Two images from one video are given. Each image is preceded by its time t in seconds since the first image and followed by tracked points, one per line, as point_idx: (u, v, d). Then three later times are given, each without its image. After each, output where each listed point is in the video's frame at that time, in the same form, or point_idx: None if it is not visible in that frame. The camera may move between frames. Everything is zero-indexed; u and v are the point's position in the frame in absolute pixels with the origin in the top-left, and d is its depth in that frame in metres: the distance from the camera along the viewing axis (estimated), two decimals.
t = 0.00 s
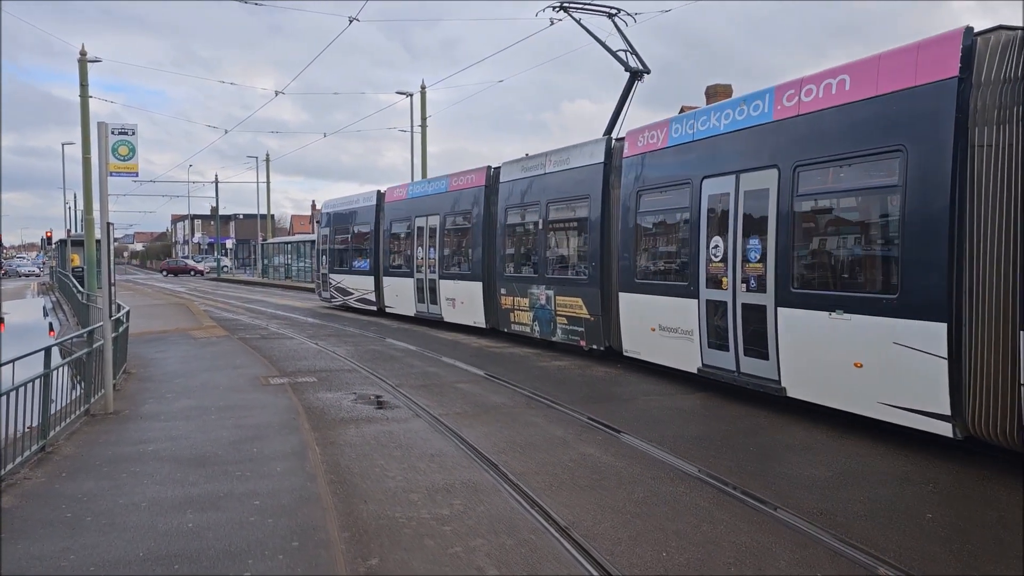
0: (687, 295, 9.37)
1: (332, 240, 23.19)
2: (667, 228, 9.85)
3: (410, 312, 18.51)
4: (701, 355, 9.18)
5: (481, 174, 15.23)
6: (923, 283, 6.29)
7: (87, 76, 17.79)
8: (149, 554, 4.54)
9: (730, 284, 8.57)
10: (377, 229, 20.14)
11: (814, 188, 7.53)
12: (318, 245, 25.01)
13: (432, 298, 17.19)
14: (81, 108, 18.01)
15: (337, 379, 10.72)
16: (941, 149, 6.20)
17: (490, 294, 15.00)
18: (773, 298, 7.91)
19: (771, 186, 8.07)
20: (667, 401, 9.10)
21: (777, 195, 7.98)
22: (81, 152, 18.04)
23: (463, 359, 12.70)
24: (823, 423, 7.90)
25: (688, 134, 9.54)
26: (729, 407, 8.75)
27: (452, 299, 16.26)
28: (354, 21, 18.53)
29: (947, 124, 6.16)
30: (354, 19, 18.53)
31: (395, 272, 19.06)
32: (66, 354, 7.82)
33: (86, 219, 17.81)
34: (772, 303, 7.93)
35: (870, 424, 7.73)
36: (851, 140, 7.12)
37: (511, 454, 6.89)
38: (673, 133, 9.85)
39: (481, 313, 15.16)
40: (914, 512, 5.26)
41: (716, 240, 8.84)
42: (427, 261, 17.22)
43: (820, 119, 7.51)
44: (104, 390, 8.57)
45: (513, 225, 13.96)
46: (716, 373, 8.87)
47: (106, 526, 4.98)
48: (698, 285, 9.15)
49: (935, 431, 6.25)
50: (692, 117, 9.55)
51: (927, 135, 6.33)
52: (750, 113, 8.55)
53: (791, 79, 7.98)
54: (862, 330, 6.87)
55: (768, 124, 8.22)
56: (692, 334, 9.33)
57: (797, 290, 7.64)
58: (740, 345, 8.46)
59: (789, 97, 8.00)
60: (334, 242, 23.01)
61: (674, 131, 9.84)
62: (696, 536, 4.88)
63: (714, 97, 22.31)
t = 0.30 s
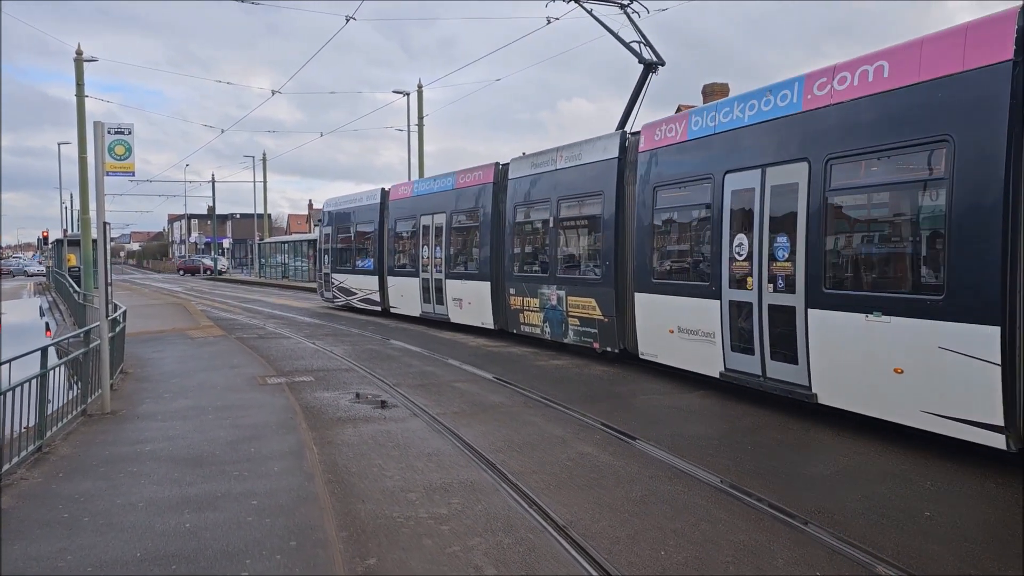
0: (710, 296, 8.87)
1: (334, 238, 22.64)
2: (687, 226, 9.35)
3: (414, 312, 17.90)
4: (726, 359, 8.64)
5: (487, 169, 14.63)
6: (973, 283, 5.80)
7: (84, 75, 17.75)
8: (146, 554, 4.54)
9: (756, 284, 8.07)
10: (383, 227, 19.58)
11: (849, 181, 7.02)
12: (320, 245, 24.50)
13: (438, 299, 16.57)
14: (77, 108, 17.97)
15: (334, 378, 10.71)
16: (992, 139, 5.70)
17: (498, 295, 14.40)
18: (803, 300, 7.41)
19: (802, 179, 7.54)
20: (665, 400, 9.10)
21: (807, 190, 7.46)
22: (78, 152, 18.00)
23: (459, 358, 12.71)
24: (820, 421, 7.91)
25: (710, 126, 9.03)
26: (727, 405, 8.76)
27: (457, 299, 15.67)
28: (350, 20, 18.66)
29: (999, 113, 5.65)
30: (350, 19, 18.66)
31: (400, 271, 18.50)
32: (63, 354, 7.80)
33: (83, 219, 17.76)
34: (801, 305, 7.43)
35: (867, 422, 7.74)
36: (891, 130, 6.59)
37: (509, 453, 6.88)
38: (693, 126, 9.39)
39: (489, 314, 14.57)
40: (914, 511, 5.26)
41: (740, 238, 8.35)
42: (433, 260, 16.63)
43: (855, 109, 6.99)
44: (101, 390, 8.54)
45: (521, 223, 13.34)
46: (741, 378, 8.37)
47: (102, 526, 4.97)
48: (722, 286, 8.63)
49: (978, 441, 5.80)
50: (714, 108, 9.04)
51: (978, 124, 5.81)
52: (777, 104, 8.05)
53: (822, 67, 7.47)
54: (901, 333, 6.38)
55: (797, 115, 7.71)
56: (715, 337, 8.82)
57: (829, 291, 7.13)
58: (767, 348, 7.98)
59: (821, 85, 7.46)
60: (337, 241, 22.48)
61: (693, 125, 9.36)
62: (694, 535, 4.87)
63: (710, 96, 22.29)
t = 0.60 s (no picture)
0: (731, 297, 8.48)
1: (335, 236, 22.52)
2: (706, 224, 8.97)
3: (421, 313, 17.76)
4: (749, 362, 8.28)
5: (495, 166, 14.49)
6: None
7: (79, 74, 17.70)
8: (142, 554, 4.52)
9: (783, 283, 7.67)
10: (386, 225, 19.46)
11: (885, 175, 6.60)
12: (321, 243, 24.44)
13: (443, 298, 16.47)
14: (72, 106, 17.92)
15: (331, 378, 10.69)
16: None
17: (505, 294, 14.23)
18: (834, 301, 7.02)
19: (834, 172, 7.11)
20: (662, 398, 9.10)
21: (838, 184, 7.05)
22: (73, 151, 17.95)
23: (456, 356, 12.68)
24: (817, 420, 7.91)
25: (733, 118, 8.61)
26: (723, 404, 8.76)
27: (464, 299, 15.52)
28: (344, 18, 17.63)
29: None
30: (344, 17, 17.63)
31: (405, 270, 18.36)
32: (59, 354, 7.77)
33: (78, 218, 17.71)
34: (833, 307, 7.04)
35: (864, 421, 7.74)
36: (932, 120, 6.16)
37: (506, 452, 6.87)
38: (713, 119, 8.99)
39: (496, 314, 14.42)
40: (911, 509, 5.25)
41: (765, 235, 7.97)
42: (439, 259, 16.51)
43: (892, 97, 6.55)
44: (97, 389, 8.52)
45: (530, 220, 13.16)
46: (766, 383, 7.99)
47: (98, 526, 4.94)
48: (743, 286, 8.27)
49: None
50: (737, 98, 8.63)
51: None
52: (805, 93, 7.60)
53: (855, 54, 7.00)
54: (942, 337, 5.99)
55: (827, 105, 7.26)
56: (737, 340, 8.45)
57: (864, 291, 6.73)
58: (794, 351, 7.59)
59: (853, 72, 7.01)
60: (337, 239, 22.40)
61: (713, 117, 8.98)
62: (691, 534, 4.86)
63: (707, 94, 22.29)
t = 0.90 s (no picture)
0: (753, 298, 8.08)
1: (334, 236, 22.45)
2: (726, 220, 8.56)
3: (423, 314, 17.69)
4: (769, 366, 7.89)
5: (500, 163, 14.36)
6: None
7: (73, 73, 17.64)
8: (137, 554, 4.51)
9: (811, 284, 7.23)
10: (388, 224, 19.37)
11: (922, 168, 6.19)
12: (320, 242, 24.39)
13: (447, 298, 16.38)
14: (66, 106, 17.86)
15: (326, 377, 10.68)
16: None
17: (512, 295, 14.07)
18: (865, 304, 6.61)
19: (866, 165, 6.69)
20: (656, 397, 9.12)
21: (870, 178, 6.64)
22: (67, 150, 17.90)
23: (451, 356, 12.65)
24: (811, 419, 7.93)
25: (754, 110, 8.24)
26: (718, 402, 8.77)
27: (468, 300, 15.40)
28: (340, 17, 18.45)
29: None
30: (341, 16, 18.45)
31: (407, 270, 18.28)
32: (52, 354, 7.74)
33: (72, 218, 17.66)
34: (864, 309, 6.62)
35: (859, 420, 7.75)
36: (977, 110, 5.75)
37: (501, 451, 6.87)
38: (732, 111, 8.62)
39: (502, 314, 14.30)
40: (904, 507, 5.28)
41: (790, 233, 7.55)
42: (442, 258, 16.44)
43: (930, 86, 6.13)
44: (91, 389, 8.49)
45: (538, 219, 12.99)
46: (791, 390, 7.53)
47: (93, 527, 4.92)
48: (766, 286, 7.86)
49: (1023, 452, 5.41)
50: (759, 89, 8.25)
51: None
52: (833, 83, 7.19)
53: (889, 40, 6.58)
54: (987, 343, 5.59)
55: (859, 95, 6.84)
56: (759, 343, 8.04)
57: (899, 292, 6.31)
58: (822, 356, 7.13)
59: (887, 59, 6.59)
60: (336, 238, 22.32)
61: (732, 109, 8.61)
62: (687, 533, 4.86)
63: (702, 93, 22.30)
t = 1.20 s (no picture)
0: (773, 300, 7.85)
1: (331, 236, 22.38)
2: (744, 220, 8.36)
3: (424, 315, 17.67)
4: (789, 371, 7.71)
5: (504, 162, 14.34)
6: None
7: (63, 73, 17.57)
8: (128, 556, 4.49)
9: (835, 286, 7.01)
10: (387, 223, 19.33)
11: (959, 164, 5.94)
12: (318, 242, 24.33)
13: (449, 299, 16.33)
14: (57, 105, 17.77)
15: (318, 378, 10.67)
16: None
17: (516, 296, 14.04)
18: (897, 307, 6.36)
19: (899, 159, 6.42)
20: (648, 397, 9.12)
21: (902, 174, 6.38)
22: (57, 150, 17.83)
23: (444, 356, 12.62)
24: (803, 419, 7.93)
25: (775, 103, 8.00)
26: (711, 403, 8.77)
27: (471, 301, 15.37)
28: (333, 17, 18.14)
29: None
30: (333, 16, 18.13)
31: (407, 270, 18.22)
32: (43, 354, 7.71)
33: (62, 218, 17.58)
34: (895, 312, 6.38)
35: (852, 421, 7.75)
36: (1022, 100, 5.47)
37: (494, 452, 6.86)
38: (751, 104, 8.40)
39: (505, 316, 14.28)
40: (897, 506, 5.30)
41: (813, 232, 7.32)
42: (443, 258, 16.40)
43: (969, 76, 5.86)
44: (82, 390, 8.46)
45: (543, 217, 12.94)
46: (815, 398, 7.31)
47: (84, 528, 4.90)
48: (786, 288, 7.66)
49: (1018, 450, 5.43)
50: (779, 81, 8.02)
51: None
52: (861, 73, 6.93)
53: (922, 27, 6.30)
54: None
55: (889, 87, 6.58)
56: (779, 347, 7.82)
57: (935, 294, 6.07)
58: (847, 362, 6.91)
59: (921, 47, 6.31)
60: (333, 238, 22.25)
61: (751, 102, 8.39)
62: (681, 533, 4.87)
63: (694, 93, 22.36)
